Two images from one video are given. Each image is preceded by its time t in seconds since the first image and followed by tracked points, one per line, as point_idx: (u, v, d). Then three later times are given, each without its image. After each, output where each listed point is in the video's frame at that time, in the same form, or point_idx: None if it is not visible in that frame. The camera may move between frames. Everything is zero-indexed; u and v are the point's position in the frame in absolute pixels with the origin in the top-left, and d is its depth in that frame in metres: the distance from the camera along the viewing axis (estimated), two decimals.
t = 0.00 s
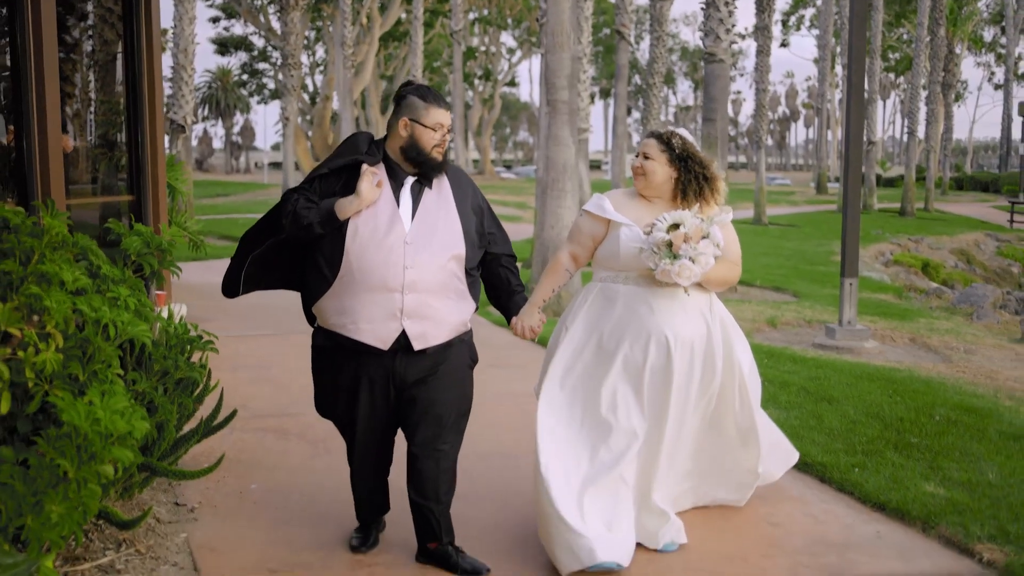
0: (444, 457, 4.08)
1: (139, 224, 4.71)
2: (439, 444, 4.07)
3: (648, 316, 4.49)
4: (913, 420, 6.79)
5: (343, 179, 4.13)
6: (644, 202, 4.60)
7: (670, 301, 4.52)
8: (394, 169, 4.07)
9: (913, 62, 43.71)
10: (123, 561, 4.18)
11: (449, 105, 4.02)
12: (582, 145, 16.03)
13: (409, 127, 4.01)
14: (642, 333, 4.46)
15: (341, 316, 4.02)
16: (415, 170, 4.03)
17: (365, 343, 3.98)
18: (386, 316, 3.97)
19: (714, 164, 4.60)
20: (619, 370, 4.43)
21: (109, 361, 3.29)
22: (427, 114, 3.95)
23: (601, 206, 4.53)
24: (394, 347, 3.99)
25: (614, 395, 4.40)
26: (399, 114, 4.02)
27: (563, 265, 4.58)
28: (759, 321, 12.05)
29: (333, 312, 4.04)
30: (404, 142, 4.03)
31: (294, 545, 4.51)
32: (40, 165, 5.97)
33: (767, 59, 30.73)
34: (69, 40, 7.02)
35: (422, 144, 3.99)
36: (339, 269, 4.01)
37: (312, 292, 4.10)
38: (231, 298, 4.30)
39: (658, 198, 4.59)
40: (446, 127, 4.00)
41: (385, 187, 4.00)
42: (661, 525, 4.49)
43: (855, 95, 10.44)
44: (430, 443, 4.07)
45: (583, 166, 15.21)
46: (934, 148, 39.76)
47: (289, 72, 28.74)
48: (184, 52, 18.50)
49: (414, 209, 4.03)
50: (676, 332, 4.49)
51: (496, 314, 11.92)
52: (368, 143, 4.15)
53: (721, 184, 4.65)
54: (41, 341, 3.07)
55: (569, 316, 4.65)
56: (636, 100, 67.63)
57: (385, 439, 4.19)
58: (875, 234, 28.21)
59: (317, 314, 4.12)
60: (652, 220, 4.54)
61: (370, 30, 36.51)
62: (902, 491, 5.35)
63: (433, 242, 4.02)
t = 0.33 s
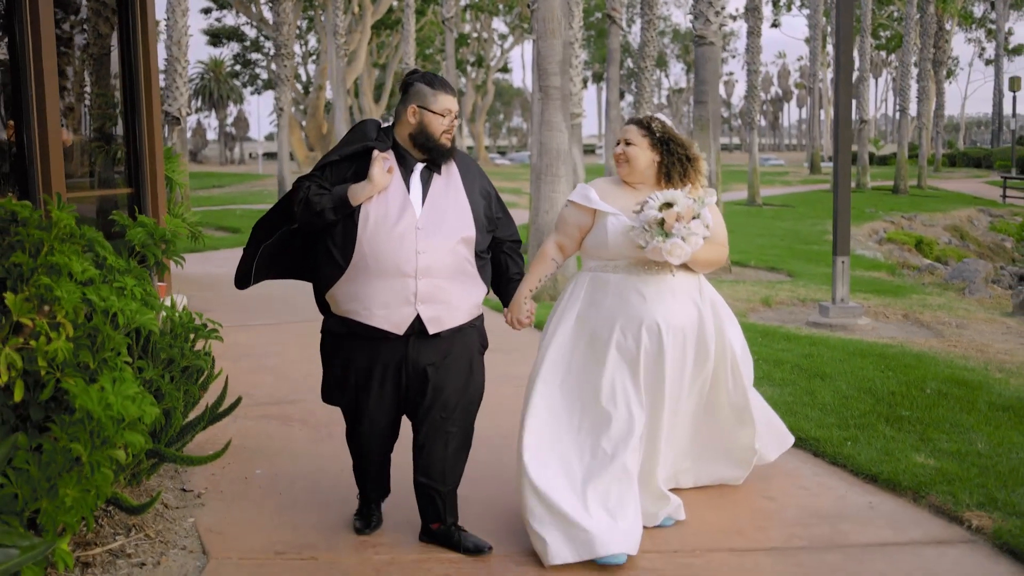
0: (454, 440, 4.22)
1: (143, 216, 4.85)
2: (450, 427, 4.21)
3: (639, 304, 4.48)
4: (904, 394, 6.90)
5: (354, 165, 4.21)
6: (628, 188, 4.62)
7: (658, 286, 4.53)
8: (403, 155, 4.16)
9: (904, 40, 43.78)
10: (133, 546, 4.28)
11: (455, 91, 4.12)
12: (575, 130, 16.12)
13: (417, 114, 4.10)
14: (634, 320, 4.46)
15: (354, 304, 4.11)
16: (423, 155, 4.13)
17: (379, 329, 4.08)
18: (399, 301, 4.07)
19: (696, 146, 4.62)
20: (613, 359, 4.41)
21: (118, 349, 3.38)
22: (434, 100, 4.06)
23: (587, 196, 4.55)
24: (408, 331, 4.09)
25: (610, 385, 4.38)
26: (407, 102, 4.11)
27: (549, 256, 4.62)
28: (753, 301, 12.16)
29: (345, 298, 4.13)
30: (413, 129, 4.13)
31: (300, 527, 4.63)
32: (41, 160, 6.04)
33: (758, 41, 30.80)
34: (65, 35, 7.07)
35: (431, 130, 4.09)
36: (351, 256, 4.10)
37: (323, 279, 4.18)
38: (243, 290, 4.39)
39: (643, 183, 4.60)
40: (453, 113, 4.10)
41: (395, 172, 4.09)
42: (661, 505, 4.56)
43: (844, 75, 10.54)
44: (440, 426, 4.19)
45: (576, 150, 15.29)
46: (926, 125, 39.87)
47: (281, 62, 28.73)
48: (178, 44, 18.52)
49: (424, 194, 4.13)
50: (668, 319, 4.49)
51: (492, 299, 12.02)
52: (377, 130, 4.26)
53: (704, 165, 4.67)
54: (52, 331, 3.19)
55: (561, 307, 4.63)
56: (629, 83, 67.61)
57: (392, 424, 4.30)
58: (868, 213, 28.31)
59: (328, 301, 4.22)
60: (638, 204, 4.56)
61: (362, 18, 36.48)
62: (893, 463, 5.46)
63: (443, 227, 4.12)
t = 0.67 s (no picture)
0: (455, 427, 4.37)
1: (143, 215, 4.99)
2: (452, 416, 4.35)
3: (622, 306, 4.52)
4: (890, 389, 7.03)
5: (361, 166, 4.30)
6: (605, 190, 4.63)
7: (638, 288, 4.57)
8: (408, 155, 4.25)
9: (896, 39, 43.96)
10: (132, 537, 4.38)
11: (455, 89, 4.20)
12: (568, 129, 16.23)
13: (419, 114, 4.19)
14: (618, 322, 4.49)
15: (360, 303, 4.20)
16: (428, 154, 4.22)
17: (384, 326, 4.17)
18: (405, 301, 4.17)
19: (669, 145, 4.66)
20: (597, 363, 4.44)
21: (118, 344, 3.50)
22: (434, 99, 4.15)
23: (564, 201, 4.55)
24: (414, 329, 4.20)
25: (595, 389, 4.42)
26: (409, 103, 4.20)
27: (530, 263, 4.60)
28: (744, 299, 12.28)
29: (350, 298, 4.22)
30: (415, 128, 4.22)
31: (296, 520, 4.72)
32: (39, 159, 6.13)
33: (750, 40, 30.95)
34: (61, 34, 7.13)
35: (433, 129, 4.18)
36: (358, 255, 4.19)
37: (329, 278, 4.28)
38: (245, 290, 4.48)
39: (618, 184, 4.62)
40: (455, 111, 4.20)
41: (402, 173, 4.18)
42: (654, 501, 4.64)
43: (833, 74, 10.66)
44: (439, 417, 4.32)
45: (569, 150, 15.40)
46: (918, 125, 40.06)
47: (277, 61, 28.77)
48: (173, 43, 18.62)
49: (429, 194, 4.23)
50: (651, 320, 4.53)
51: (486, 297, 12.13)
52: (381, 131, 4.34)
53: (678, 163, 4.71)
54: (55, 326, 3.29)
55: (544, 311, 4.65)
56: (623, 83, 67.74)
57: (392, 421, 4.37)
58: (860, 211, 28.45)
59: (332, 299, 4.31)
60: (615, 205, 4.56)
61: (356, 18, 36.52)
62: (877, 455, 5.58)
63: (447, 226, 4.22)
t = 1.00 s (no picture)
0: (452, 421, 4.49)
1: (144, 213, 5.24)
2: (450, 411, 4.47)
3: (602, 304, 4.58)
4: (874, 388, 7.16)
5: (361, 166, 4.36)
6: (583, 189, 4.68)
7: (618, 287, 4.62)
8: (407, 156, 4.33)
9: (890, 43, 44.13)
10: (130, 526, 4.51)
11: (451, 87, 4.30)
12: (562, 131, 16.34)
13: (417, 116, 4.29)
14: (598, 320, 4.56)
15: (359, 301, 4.27)
16: (427, 155, 4.32)
17: (381, 323, 4.25)
18: (404, 301, 4.26)
19: (641, 140, 4.68)
20: (575, 361, 4.52)
21: (119, 337, 3.68)
22: (432, 99, 4.25)
23: (542, 203, 4.62)
24: (413, 328, 4.28)
25: (572, 386, 4.50)
26: (406, 105, 4.31)
27: (516, 266, 4.65)
28: (735, 300, 12.40)
29: (351, 295, 4.28)
30: (414, 130, 4.32)
31: (289, 512, 4.83)
32: (40, 160, 6.22)
33: (745, 43, 31.11)
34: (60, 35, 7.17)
35: (433, 129, 4.29)
36: (358, 254, 4.27)
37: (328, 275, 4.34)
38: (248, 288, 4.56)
39: (595, 183, 4.67)
40: (452, 110, 4.30)
41: (402, 174, 4.26)
42: (634, 501, 4.65)
43: (822, 78, 10.80)
44: (435, 412, 4.44)
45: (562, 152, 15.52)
46: (912, 128, 40.21)
47: (273, 62, 28.84)
48: (170, 44, 18.75)
49: (428, 194, 4.32)
50: (630, 319, 4.59)
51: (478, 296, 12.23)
52: (381, 131, 4.41)
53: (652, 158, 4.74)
54: (59, 318, 3.47)
55: (526, 311, 4.72)
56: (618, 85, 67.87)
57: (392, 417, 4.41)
58: (854, 214, 28.58)
59: (331, 296, 4.37)
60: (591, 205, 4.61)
61: (353, 19, 36.65)
62: (860, 452, 5.70)
63: (444, 226, 4.32)
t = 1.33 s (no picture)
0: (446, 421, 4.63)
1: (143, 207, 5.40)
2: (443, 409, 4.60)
3: (587, 306, 4.64)
4: (858, 393, 7.29)
5: (359, 166, 4.46)
6: (565, 191, 4.75)
7: (602, 289, 4.67)
8: (404, 157, 4.43)
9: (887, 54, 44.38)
10: (125, 513, 4.63)
11: (448, 89, 4.40)
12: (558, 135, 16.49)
13: (416, 118, 4.39)
14: (582, 321, 4.62)
15: (357, 300, 4.35)
16: (424, 156, 4.42)
17: (377, 322, 4.34)
18: (403, 302, 4.36)
19: (623, 142, 4.74)
20: (559, 362, 4.61)
21: (118, 327, 3.80)
22: (430, 102, 4.35)
23: (525, 206, 4.67)
24: (410, 328, 4.39)
25: (555, 386, 4.60)
26: (404, 107, 4.40)
27: (501, 268, 4.73)
28: (726, 306, 12.53)
29: (349, 294, 4.37)
30: (412, 131, 4.42)
31: (280, 501, 4.95)
32: (41, 155, 5.62)
33: (743, 51, 31.28)
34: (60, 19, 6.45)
35: (431, 131, 4.39)
36: (356, 254, 4.36)
37: (327, 274, 4.42)
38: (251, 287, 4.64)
39: (577, 185, 4.73)
40: (448, 112, 4.41)
41: (399, 175, 4.36)
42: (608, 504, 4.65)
43: (815, 88, 10.97)
44: (428, 411, 4.56)
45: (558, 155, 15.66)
46: (908, 139, 40.41)
47: (272, 61, 28.96)
48: (170, 40, 18.87)
49: (425, 195, 4.42)
50: (616, 319, 4.64)
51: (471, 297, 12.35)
52: (378, 132, 4.50)
53: (634, 160, 4.80)
54: (60, 308, 3.60)
55: (512, 310, 4.79)
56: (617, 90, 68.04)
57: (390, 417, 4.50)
58: (848, 223, 28.77)
59: (330, 295, 4.44)
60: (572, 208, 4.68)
61: (353, 18, 36.82)
62: (840, 455, 5.83)
63: (441, 228, 4.42)
